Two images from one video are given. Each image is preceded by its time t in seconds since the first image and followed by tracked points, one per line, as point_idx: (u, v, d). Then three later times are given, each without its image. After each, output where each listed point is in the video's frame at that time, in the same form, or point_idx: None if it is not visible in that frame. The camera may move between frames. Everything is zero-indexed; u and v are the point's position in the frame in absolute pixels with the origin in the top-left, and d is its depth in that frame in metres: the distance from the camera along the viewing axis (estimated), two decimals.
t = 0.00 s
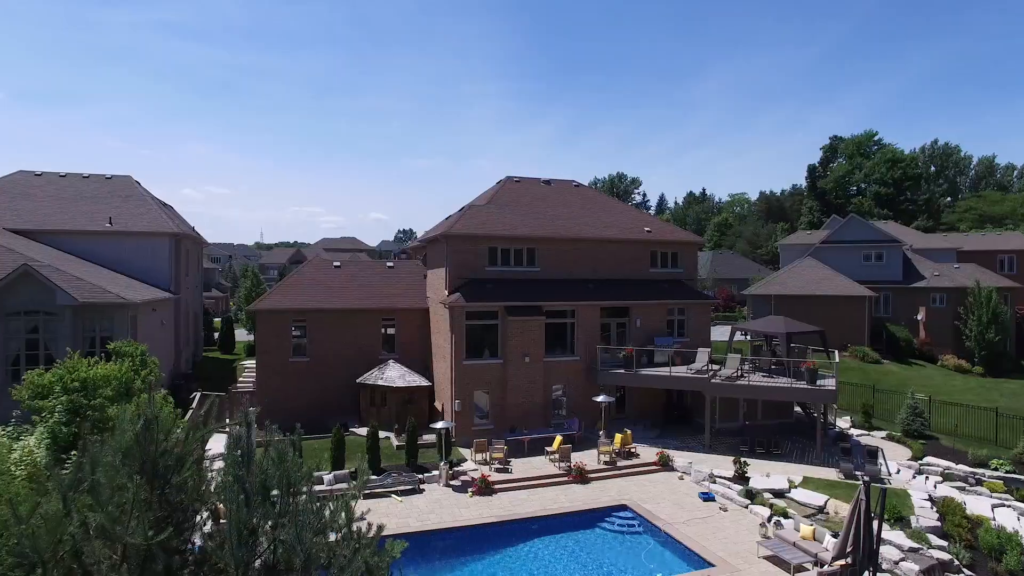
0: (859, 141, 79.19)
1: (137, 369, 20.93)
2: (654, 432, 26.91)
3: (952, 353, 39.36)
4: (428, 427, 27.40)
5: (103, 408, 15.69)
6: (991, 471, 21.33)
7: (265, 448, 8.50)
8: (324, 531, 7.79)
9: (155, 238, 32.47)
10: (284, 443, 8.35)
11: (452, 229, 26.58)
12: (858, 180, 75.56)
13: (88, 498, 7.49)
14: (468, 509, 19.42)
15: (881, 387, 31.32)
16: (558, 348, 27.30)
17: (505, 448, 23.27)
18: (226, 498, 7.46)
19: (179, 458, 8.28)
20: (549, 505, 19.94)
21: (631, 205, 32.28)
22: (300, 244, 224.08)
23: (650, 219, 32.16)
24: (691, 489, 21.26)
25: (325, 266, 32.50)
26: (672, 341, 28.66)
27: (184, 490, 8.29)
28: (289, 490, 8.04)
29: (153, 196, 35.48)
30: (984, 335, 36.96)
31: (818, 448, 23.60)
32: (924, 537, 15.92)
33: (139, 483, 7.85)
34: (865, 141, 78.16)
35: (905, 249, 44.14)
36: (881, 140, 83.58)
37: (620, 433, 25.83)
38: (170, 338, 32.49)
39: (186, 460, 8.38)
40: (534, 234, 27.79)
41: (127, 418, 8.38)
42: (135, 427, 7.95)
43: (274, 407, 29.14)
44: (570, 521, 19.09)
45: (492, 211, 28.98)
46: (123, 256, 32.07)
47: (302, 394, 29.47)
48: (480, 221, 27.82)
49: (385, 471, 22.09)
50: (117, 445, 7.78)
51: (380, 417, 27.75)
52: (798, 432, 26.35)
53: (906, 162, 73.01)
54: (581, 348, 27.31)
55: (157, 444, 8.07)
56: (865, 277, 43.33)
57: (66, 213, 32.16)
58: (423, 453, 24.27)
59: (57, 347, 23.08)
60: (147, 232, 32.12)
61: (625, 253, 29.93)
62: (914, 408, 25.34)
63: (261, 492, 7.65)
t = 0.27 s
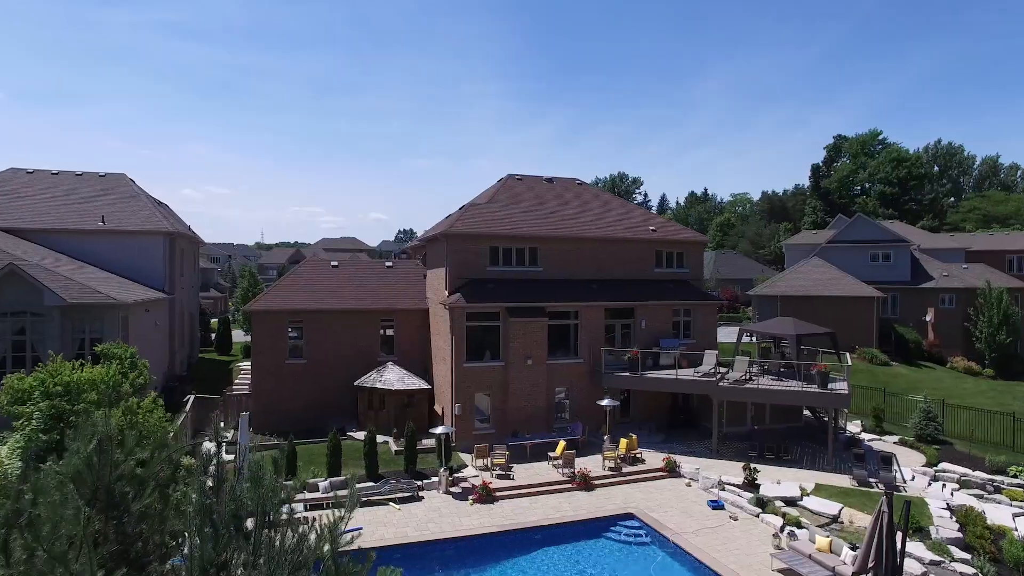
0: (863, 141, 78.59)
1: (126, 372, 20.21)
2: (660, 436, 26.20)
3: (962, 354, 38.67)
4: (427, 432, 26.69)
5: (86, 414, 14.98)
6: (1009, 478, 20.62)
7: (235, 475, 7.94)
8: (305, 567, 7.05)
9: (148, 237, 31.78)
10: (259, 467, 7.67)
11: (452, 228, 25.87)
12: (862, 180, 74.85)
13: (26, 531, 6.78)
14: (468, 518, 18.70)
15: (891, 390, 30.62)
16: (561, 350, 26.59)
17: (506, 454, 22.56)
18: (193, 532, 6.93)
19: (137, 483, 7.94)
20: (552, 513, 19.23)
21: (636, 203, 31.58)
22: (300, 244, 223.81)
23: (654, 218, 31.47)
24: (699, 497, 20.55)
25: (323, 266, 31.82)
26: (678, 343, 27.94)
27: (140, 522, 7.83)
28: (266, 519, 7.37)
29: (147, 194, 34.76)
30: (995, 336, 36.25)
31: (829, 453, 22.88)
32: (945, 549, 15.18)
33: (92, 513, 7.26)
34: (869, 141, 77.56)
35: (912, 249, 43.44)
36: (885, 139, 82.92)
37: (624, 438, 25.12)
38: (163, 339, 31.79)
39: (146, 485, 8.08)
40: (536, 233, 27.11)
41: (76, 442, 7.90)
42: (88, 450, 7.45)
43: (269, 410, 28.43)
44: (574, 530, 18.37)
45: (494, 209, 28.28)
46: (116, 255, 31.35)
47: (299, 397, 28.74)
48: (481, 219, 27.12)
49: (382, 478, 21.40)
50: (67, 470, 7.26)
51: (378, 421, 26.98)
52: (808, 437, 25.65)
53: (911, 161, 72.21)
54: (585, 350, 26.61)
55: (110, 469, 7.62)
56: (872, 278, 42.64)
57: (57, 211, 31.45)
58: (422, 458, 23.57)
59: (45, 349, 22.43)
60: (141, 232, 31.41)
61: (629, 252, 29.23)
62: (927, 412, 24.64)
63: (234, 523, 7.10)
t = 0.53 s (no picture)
0: (867, 139, 78.16)
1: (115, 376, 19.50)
2: (664, 440, 25.62)
3: (970, 356, 38.08)
4: (427, 436, 26.09)
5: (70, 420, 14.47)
6: None
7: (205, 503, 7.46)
8: None
9: (143, 236, 31.21)
10: (233, 495, 7.44)
11: (453, 228, 25.30)
12: (867, 180, 73.86)
13: None
14: (469, 526, 18.12)
15: (900, 393, 30.03)
16: (564, 352, 26.00)
17: (508, 459, 21.97)
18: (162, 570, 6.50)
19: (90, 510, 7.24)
20: (556, 521, 18.63)
21: (640, 202, 30.98)
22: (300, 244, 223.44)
23: (659, 217, 30.87)
24: (706, 504, 19.96)
25: (321, 266, 31.26)
26: (683, 345, 27.35)
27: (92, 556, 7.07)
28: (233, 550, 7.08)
29: (143, 192, 34.18)
30: (1004, 338, 35.61)
31: (839, 458, 22.26)
32: (965, 561, 14.58)
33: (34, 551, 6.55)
34: (873, 140, 77.01)
35: (919, 248, 42.83)
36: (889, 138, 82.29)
37: (628, 442, 24.53)
38: (158, 340, 31.23)
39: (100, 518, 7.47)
40: (538, 233, 26.52)
41: (24, 468, 7.20)
42: (29, 478, 6.64)
43: (265, 413, 27.83)
44: (577, 540, 17.77)
45: (495, 208, 27.68)
46: (109, 255, 30.76)
47: (296, 399, 28.18)
48: (482, 219, 26.53)
49: (380, 484, 20.83)
50: (1, 506, 6.45)
51: (377, 425, 26.39)
52: (816, 441, 25.08)
53: (916, 161, 71.47)
54: (588, 352, 26.02)
55: (60, 498, 6.87)
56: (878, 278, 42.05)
57: (50, 210, 30.87)
58: (421, 463, 22.99)
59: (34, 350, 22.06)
60: (135, 231, 30.82)
61: (633, 252, 28.63)
62: (938, 416, 24.02)
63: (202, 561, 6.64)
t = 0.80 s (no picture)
0: (873, 138, 77.60)
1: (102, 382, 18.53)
2: (671, 447, 24.85)
3: (981, 359, 37.36)
4: (425, 443, 25.31)
5: (49, 430, 13.87)
6: None
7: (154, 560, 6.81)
8: None
9: (135, 236, 30.44)
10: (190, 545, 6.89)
11: (453, 228, 24.54)
12: (871, 179, 73.71)
13: None
14: (469, 539, 17.36)
15: (912, 397, 29.25)
16: (567, 356, 25.22)
17: (509, 467, 21.19)
18: None
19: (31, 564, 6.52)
20: (559, 533, 17.85)
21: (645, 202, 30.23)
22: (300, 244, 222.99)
23: (664, 216, 30.14)
24: (716, 515, 19.18)
25: (318, 267, 30.51)
26: (689, 348, 26.59)
27: None
28: None
29: (136, 191, 33.44)
30: (1017, 340, 34.85)
31: (853, 467, 21.46)
32: None
33: None
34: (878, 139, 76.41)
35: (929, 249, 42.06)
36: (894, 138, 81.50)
37: (634, 449, 23.77)
38: (151, 342, 30.54)
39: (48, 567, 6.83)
40: (541, 232, 25.76)
41: None
42: None
43: (260, 418, 27.07)
44: (582, 553, 16.98)
45: (496, 207, 26.91)
46: (101, 255, 30.03)
47: (291, 403, 27.43)
48: (483, 219, 25.77)
49: (377, 494, 20.07)
50: None
51: (374, 431, 25.63)
52: (827, 448, 24.32)
53: (922, 160, 70.66)
54: (592, 356, 25.26)
55: None
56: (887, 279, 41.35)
57: (40, 209, 30.13)
58: (419, 471, 22.23)
59: (19, 354, 21.50)
60: (127, 230, 30.08)
61: (638, 252, 27.86)
62: (954, 422, 23.21)
63: None
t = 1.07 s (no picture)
0: (877, 137, 76.99)
1: (89, 385, 17.70)
2: (677, 451, 24.17)
3: (992, 360, 36.63)
4: (425, 447, 24.62)
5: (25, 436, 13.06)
6: None
7: None
8: None
9: (127, 235, 29.78)
10: None
11: (453, 226, 23.82)
12: (875, 177, 73.08)
13: None
14: (469, 549, 16.67)
15: (923, 400, 28.52)
16: (570, 357, 24.52)
17: (511, 473, 20.51)
18: None
19: None
20: (563, 543, 17.15)
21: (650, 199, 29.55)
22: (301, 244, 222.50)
23: (669, 215, 29.46)
24: (725, 523, 18.46)
25: (315, 266, 29.85)
26: (696, 349, 25.89)
27: None
28: None
29: (130, 188, 32.74)
30: None
31: (866, 473, 20.74)
32: None
33: None
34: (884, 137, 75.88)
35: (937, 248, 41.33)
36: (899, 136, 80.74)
37: (639, 454, 23.10)
38: (144, 343, 29.86)
39: None
40: (543, 231, 25.06)
41: None
42: None
43: (254, 422, 26.39)
44: (587, 564, 16.28)
45: (498, 205, 26.20)
46: (92, 254, 29.35)
47: (287, 405, 26.75)
48: (484, 216, 25.05)
49: (374, 500, 19.39)
50: None
51: (372, 435, 24.96)
52: (838, 453, 23.61)
53: (927, 159, 69.90)
54: (596, 358, 24.56)
55: None
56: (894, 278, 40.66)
57: (30, 207, 29.45)
58: (418, 477, 21.55)
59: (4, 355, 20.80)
60: (119, 229, 29.40)
61: (643, 251, 27.14)
62: (969, 426, 22.50)
63: None
